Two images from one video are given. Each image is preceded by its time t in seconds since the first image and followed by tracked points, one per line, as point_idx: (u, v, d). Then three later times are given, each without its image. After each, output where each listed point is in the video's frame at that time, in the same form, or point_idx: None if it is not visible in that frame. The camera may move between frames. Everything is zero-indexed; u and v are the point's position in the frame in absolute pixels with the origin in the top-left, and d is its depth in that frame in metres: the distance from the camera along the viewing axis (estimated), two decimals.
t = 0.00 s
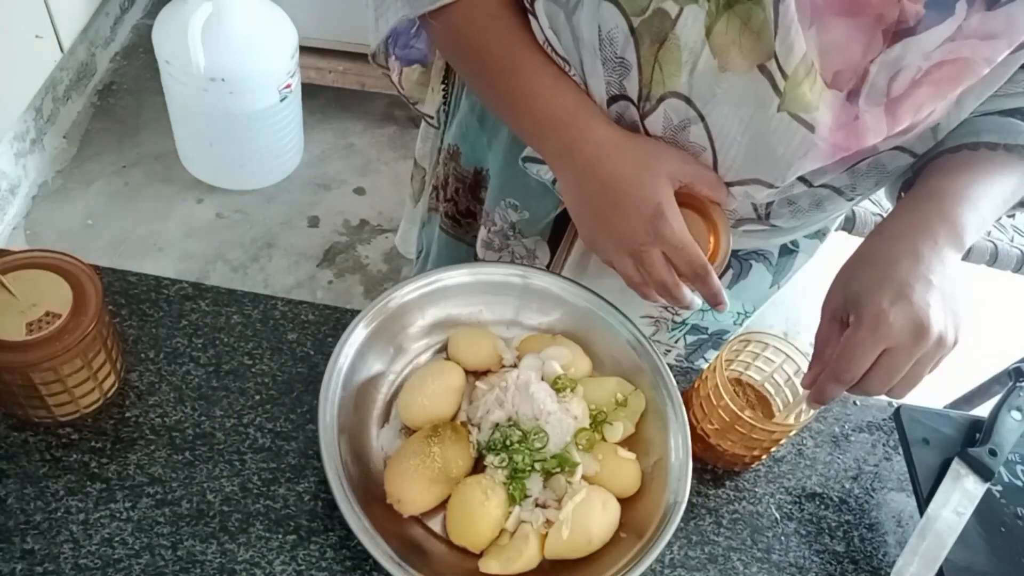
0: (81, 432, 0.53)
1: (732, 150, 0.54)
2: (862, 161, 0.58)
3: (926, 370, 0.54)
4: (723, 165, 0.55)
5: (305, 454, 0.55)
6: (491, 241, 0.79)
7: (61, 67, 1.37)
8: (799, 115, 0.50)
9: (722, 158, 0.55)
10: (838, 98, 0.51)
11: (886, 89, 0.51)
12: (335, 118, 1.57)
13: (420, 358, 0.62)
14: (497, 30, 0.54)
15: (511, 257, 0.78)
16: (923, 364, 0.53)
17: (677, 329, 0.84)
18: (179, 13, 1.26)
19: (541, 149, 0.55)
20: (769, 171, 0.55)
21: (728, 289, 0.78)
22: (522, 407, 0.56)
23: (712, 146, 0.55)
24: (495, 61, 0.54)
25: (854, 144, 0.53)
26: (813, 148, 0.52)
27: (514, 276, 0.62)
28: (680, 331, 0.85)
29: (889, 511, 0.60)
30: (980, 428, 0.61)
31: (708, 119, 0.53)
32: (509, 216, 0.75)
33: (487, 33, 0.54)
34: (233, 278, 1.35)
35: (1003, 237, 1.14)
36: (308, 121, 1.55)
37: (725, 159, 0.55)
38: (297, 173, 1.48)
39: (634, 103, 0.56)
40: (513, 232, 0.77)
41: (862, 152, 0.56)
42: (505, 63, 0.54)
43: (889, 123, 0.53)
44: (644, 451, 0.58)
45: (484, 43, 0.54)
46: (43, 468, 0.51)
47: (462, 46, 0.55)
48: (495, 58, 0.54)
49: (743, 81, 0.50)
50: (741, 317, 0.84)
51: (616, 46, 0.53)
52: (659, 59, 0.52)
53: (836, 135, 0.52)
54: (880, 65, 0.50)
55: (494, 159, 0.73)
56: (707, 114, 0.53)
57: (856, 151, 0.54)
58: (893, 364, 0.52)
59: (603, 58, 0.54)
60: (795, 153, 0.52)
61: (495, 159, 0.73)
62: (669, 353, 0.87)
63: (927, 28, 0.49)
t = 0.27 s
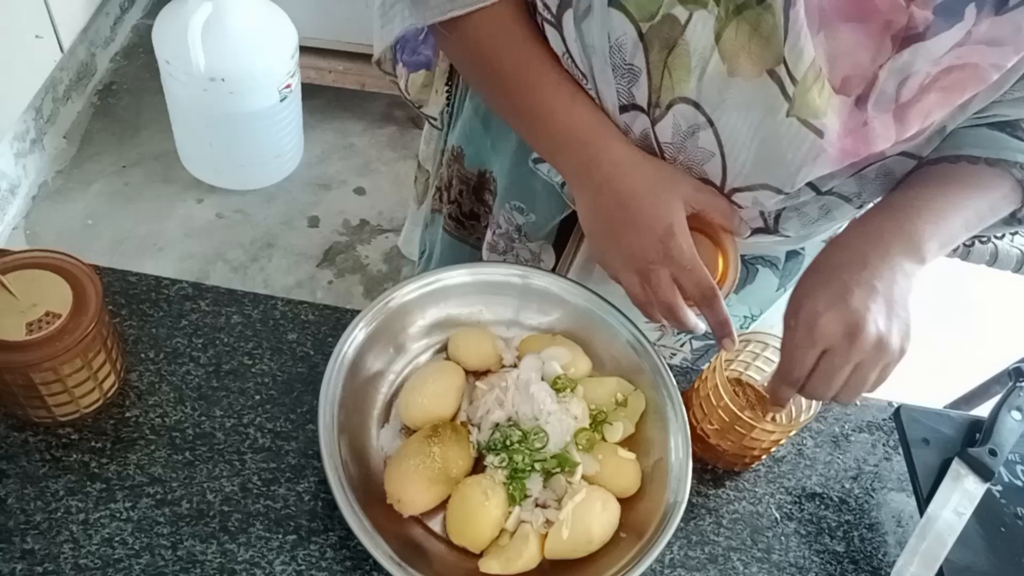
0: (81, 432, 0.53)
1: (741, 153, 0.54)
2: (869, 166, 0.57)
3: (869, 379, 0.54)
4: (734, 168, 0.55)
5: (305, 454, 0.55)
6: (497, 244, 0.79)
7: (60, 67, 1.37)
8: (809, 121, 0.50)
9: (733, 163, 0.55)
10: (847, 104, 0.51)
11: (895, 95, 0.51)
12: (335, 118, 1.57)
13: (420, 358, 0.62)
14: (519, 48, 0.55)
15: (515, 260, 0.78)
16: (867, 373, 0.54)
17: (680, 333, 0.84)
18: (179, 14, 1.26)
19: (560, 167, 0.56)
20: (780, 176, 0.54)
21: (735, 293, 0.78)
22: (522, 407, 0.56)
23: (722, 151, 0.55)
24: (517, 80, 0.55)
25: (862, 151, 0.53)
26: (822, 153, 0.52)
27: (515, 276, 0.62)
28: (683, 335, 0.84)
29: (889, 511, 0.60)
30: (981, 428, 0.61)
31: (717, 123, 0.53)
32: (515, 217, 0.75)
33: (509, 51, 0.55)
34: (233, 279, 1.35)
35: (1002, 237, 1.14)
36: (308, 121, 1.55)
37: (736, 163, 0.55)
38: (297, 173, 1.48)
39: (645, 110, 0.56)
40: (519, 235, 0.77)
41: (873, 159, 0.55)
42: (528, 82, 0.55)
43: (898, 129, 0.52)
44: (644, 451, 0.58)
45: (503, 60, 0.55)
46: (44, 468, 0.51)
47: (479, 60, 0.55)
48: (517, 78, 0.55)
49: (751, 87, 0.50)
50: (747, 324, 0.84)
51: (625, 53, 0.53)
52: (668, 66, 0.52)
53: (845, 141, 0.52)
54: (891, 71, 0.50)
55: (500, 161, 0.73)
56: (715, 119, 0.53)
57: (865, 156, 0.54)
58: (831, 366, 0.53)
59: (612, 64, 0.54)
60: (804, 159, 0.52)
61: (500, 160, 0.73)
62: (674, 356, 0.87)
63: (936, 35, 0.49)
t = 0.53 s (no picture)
0: (81, 432, 0.53)
1: (746, 151, 0.54)
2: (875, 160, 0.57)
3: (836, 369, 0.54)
4: (741, 165, 0.55)
5: (305, 454, 0.55)
6: (502, 246, 0.79)
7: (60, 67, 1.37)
8: (816, 116, 0.50)
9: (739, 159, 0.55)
10: (854, 98, 0.51)
11: (902, 88, 0.51)
12: (335, 118, 1.57)
13: (420, 358, 0.62)
14: (522, 52, 0.55)
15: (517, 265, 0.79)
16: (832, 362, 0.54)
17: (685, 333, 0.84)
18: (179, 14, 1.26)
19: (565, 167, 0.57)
20: (789, 172, 0.54)
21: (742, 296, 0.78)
22: (522, 407, 0.56)
23: (729, 147, 0.54)
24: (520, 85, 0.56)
25: (870, 144, 0.53)
26: (831, 149, 0.52)
27: (515, 277, 0.62)
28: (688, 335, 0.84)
29: (889, 511, 0.60)
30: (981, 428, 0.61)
31: (723, 120, 0.53)
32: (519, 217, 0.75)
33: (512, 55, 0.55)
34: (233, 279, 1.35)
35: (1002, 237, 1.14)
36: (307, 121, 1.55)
37: (743, 160, 0.55)
38: (297, 173, 1.48)
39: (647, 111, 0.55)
40: (523, 235, 0.77)
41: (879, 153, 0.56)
42: (531, 87, 0.56)
43: (905, 123, 0.52)
44: (644, 451, 0.58)
45: (505, 65, 0.55)
46: (44, 469, 0.51)
47: (481, 66, 0.56)
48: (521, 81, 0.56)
49: (756, 83, 0.50)
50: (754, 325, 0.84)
51: (629, 54, 0.53)
52: (673, 63, 0.52)
53: (853, 135, 0.52)
54: (896, 65, 0.50)
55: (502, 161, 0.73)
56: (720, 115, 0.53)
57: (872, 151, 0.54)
58: (803, 350, 0.53)
59: (616, 67, 0.54)
60: (810, 157, 0.53)
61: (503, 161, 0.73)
62: (679, 350, 0.86)
63: (941, 27, 0.49)
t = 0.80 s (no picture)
0: (81, 432, 0.53)
1: (746, 148, 0.54)
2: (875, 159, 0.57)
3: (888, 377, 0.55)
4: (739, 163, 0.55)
5: (305, 454, 0.55)
6: (504, 247, 0.80)
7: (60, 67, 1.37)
8: (815, 114, 0.50)
9: (738, 156, 0.55)
10: (853, 94, 0.51)
11: (901, 84, 0.51)
12: (335, 118, 1.57)
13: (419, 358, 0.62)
14: (521, 52, 0.55)
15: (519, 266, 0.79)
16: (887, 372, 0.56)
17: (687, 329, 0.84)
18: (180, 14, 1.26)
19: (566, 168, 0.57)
20: (787, 169, 0.54)
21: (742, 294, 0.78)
22: (522, 407, 0.56)
23: (728, 144, 0.54)
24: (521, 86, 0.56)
25: (870, 140, 0.52)
26: (830, 144, 0.52)
27: (515, 277, 0.62)
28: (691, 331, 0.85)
29: (889, 511, 0.60)
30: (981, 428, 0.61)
31: (721, 118, 0.53)
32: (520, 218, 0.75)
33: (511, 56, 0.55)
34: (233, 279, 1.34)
35: (1002, 237, 1.14)
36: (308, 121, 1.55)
37: (742, 157, 0.55)
38: (297, 173, 1.48)
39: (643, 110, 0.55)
40: (526, 235, 0.77)
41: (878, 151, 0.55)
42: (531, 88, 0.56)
43: (904, 118, 0.52)
44: (644, 451, 0.58)
45: (504, 67, 0.55)
46: (44, 468, 0.51)
47: (480, 67, 0.56)
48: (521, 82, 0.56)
49: (755, 79, 0.50)
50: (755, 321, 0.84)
51: (625, 54, 0.53)
52: (671, 62, 0.52)
53: (852, 131, 0.52)
54: (894, 60, 0.50)
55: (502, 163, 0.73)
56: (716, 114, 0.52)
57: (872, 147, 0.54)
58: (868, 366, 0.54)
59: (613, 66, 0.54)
60: (809, 153, 0.52)
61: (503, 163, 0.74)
62: (681, 349, 0.86)
63: (939, 21, 0.49)
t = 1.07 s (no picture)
0: (81, 432, 0.53)
1: (737, 142, 0.53)
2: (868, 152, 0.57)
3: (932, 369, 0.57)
4: (727, 155, 0.54)
5: (306, 455, 0.55)
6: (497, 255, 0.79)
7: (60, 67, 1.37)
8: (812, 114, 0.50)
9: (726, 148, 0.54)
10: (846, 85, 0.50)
11: (891, 75, 0.50)
12: (335, 118, 1.57)
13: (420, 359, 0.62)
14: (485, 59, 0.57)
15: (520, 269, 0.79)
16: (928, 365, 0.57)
17: (688, 329, 0.84)
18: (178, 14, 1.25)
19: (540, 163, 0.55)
20: (777, 158, 0.53)
21: (740, 292, 0.78)
22: (523, 407, 0.56)
23: (716, 138, 0.53)
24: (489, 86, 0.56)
25: (861, 129, 0.52)
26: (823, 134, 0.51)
27: (514, 277, 0.62)
28: (691, 331, 0.84)
29: (889, 511, 0.60)
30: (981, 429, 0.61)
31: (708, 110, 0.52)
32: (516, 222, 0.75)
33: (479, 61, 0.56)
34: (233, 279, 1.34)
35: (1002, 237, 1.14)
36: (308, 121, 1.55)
37: (732, 150, 0.54)
38: (297, 173, 1.48)
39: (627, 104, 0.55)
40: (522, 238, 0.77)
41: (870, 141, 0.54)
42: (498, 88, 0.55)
43: (896, 106, 0.52)
44: (644, 451, 0.58)
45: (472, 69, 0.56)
46: (43, 468, 0.51)
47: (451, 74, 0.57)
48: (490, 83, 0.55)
49: (742, 71, 0.49)
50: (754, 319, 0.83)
51: (608, 42, 0.53)
52: (655, 54, 0.51)
53: (842, 122, 0.51)
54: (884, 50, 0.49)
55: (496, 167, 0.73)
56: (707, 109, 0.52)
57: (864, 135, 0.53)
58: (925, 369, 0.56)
59: (596, 54, 0.54)
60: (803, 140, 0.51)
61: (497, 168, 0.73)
62: (680, 351, 0.86)
63: (930, 9, 0.48)
